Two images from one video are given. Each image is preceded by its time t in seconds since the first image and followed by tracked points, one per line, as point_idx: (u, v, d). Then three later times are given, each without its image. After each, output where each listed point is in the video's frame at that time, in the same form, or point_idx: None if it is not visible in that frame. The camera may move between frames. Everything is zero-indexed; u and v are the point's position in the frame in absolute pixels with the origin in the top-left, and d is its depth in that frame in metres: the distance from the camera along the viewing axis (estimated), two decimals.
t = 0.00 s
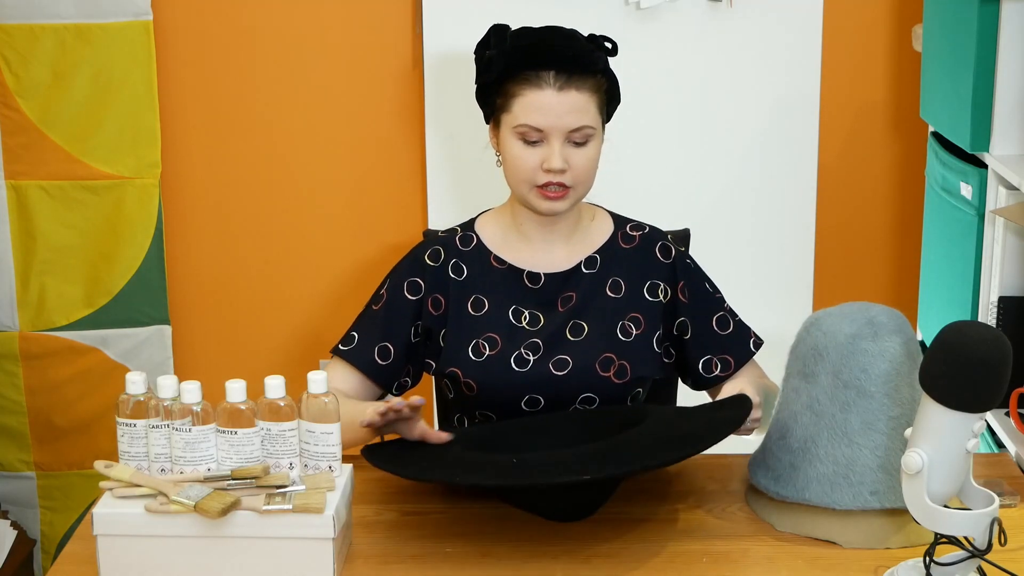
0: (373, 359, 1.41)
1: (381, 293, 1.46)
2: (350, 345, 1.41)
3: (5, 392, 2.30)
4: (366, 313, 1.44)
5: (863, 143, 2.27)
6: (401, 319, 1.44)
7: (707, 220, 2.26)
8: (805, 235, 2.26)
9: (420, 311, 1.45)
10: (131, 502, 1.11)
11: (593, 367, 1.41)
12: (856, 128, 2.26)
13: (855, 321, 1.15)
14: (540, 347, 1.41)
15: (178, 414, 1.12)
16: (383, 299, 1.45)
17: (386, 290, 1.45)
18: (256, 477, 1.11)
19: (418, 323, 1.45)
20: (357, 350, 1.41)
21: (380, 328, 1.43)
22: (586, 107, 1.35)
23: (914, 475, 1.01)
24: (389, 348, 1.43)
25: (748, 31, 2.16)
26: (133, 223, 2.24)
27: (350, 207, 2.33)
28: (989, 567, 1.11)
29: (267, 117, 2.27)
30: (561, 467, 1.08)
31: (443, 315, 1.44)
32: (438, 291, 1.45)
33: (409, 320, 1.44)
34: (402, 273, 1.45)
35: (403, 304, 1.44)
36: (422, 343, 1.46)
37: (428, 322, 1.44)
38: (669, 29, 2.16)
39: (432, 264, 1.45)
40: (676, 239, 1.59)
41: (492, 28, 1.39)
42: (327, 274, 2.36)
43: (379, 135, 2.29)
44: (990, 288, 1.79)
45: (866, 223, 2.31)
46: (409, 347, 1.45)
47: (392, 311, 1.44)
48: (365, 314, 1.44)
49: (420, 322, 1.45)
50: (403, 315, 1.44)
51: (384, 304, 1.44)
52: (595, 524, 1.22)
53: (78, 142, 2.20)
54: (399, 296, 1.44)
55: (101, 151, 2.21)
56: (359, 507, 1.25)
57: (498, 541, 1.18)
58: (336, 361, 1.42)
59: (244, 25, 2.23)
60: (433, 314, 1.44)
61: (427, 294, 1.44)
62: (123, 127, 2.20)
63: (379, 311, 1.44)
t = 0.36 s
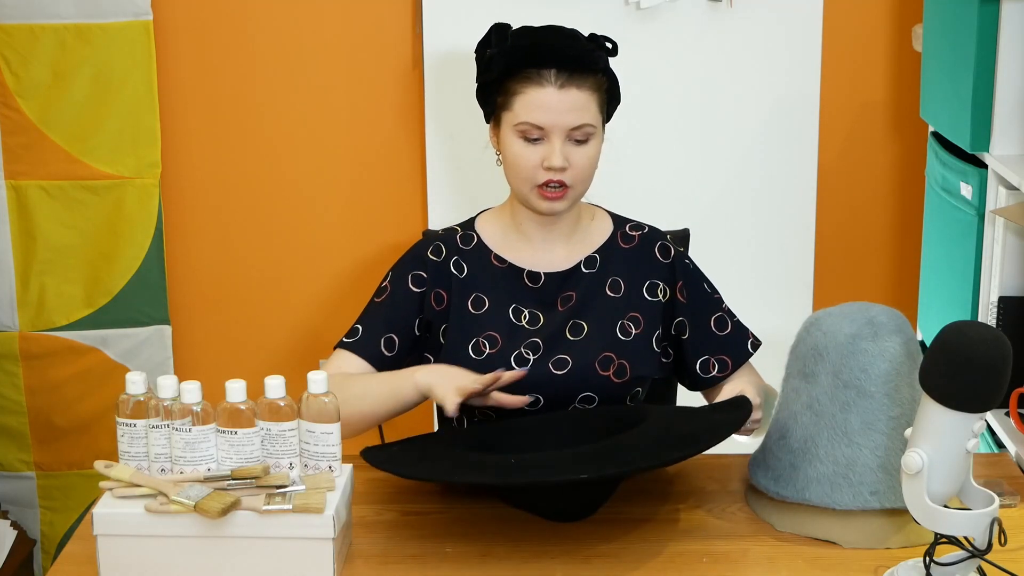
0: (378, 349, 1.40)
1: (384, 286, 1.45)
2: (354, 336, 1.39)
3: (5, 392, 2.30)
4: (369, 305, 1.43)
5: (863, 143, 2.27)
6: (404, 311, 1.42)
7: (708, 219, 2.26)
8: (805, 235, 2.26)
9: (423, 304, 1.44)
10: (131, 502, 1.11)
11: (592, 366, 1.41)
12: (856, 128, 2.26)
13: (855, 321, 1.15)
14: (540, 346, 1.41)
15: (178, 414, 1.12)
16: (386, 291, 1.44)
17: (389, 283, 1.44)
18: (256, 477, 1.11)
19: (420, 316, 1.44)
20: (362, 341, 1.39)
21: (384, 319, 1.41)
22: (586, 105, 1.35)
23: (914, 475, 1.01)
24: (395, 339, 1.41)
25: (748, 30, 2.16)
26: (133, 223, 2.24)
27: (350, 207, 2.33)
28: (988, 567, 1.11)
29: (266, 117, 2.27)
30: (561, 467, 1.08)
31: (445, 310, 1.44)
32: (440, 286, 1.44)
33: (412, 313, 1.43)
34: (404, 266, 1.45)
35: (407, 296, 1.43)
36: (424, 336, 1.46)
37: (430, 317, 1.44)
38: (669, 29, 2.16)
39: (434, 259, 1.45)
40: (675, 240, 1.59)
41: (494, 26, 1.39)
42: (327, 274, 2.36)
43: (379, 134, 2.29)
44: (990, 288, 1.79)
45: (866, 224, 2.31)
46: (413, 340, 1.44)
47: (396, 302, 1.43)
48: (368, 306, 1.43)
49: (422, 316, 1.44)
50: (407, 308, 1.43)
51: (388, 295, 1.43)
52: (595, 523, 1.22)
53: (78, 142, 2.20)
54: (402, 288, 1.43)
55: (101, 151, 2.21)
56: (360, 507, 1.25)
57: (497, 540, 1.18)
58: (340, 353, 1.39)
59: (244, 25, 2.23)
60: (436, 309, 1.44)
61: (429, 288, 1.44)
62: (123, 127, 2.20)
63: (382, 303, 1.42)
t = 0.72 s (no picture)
0: (401, 338, 1.39)
1: (400, 276, 1.44)
2: (375, 324, 1.38)
3: (5, 392, 2.30)
4: (386, 294, 1.42)
5: (863, 143, 2.27)
6: (423, 304, 1.42)
7: (707, 219, 2.26)
8: (805, 235, 2.26)
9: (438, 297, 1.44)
10: (131, 502, 1.11)
11: (602, 369, 1.41)
12: (856, 128, 2.26)
13: (855, 321, 1.15)
14: (550, 348, 1.41)
15: (178, 414, 1.12)
16: (404, 281, 1.43)
17: (407, 272, 1.44)
18: (256, 477, 1.11)
19: (436, 310, 1.44)
20: (386, 328, 1.38)
21: (406, 308, 1.41)
22: (581, 94, 1.36)
23: (914, 476, 1.01)
24: (416, 327, 1.41)
25: (748, 30, 2.16)
26: (133, 223, 2.24)
27: (350, 207, 2.33)
28: (989, 567, 1.11)
29: (266, 117, 2.27)
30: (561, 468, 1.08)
31: (459, 307, 1.44)
32: (453, 283, 1.44)
33: (430, 305, 1.43)
34: (420, 259, 1.45)
35: (424, 288, 1.43)
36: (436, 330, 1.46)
37: (444, 312, 1.44)
38: (669, 28, 2.16)
39: (446, 257, 1.45)
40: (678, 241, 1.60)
41: (493, 27, 1.40)
42: (328, 273, 2.36)
43: (379, 134, 2.29)
44: (990, 288, 1.79)
45: (866, 223, 2.31)
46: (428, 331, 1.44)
47: (415, 293, 1.42)
48: (385, 295, 1.42)
49: (437, 310, 1.44)
50: (424, 301, 1.43)
51: (407, 285, 1.42)
52: (594, 523, 1.22)
53: (78, 142, 2.20)
54: (421, 280, 1.43)
55: (101, 151, 2.21)
56: (360, 507, 1.25)
57: (498, 541, 1.18)
58: (357, 336, 1.37)
59: (244, 25, 2.22)
60: (450, 304, 1.44)
61: (444, 282, 1.44)
62: (123, 127, 2.20)
63: (402, 292, 1.42)
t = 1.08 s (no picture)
0: (410, 336, 1.39)
1: (412, 274, 1.44)
2: (385, 321, 1.38)
3: (5, 392, 2.30)
4: (397, 291, 1.42)
5: (863, 143, 2.27)
6: (434, 303, 1.42)
7: (707, 219, 2.26)
8: (805, 235, 2.26)
9: (449, 297, 1.44)
10: (131, 502, 1.11)
11: (612, 372, 1.41)
12: (856, 128, 2.26)
13: (855, 321, 1.15)
14: (560, 350, 1.41)
15: (178, 414, 1.12)
16: (415, 279, 1.43)
17: (418, 271, 1.43)
18: (256, 477, 1.11)
19: (446, 309, 1.44)
20: (397, 327, 1.38)
21: (416, 306, 1.41)
22: (588, 96, 1.35)
23: (914, 476, 1.01)
24: (425, 327, 1.41)
25: (748, 30, 2.16)
26: (133, 223, 2.24)
27: (350, 207, 2.33)
28: (989, 566, 1.11)
29: (266, 117, 2.27)
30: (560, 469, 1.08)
31: (470, 307, 1.44)
32: (465, 283, 1.44)
33: (440, 304, 1.43)
34: (432, 257, 1.45)
35: (435, 287, 1.43)
36: (445, 329, 1.46)
37: (455, 311, 1.44)
38: (669, 28, 2.15)
39: (458, 257, 1.45)
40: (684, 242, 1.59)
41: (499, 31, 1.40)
42: (328, 273, 2.36)
43: (379, 134, 2.29)
44: (990, 288, 1.79)
45: (866, 223, 2.31)
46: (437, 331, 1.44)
47: (426, 291, 1.42)
48: (396, 292, 1.42)
49: (447, 309, 1.44)
50: (435, 300, 1.42)
51: (419, 284, 1.42)
52: (594, 523, 1.22)
53: (78, 142, 2.20)
54: (432, 278, 1.43)
55: (101, 151, 2.21)
56: (360, 507, 1.25)
57: (498, 541, 1.18)
58: (363, 333, 1.37)
59: (244, 25, 2.22)
60: (461, 304, 1.44)
61: (455, 281, 1.44)
62: (123, 127, 2.20)
63: (414, 290, 1.42)
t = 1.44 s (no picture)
0: (412, 337, 1.39)
1: (412, 275, 1.44)
2: (386, 323, 1.38)
3: (5, 392, 2.30)
4: (397, 293, 1.42)
5: (862, 143, 2.27)
6: (435, 303, 1.42)
7: (708, 219, 2.26)
8: (805, 235, 2.27)
9: (449, 298, 1.44)
10: (131, 502, 1.11)
11: (613, 374, 1.41)
12: (856, 128, 2.26)
13: (855, 321, 1.15)
14: (561, 352, 1.41)
15: (178, 414, 1.12)
16: (416, 281, 1.43)
17: (419, 272, 1.44)
18: (256, 477, 1.11)
19: (447, 310, 1.44)
20: (397, 327, 1.38)
21: (417, 307, 1.41)
22: (588, 92, 1.35)
23: (914, 476, 1.01)
24: (426, 327, 1.41)
25: (748, 30, 2.16)
26: (133, 223, 2.24)
27: (350, 207, 2.33)
28: (989, 567, 1.11)
29: (266, 118, 2.27)
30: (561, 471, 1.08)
31: (471, 308, 1.44)
32: (465, 283, 1.44)
33: (441, 305, 1.43)
34: (432, 258, 1.45)
35: (436, 288, 1.43)
36: (447, 330, 1.46)
37: (455, 312, 1.44)
38: (669, 28, 2.15)
39: (459, 258, 1.45)
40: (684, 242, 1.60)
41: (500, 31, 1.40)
42: (328, 273, 2.36)
43: (379, 134, 2.29)
44: (990, 288, 1.79)
45: (866, 223, 2.31)
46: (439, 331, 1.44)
47: (428, 293, 1.42)
48: (397, 294, 1.42)
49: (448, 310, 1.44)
50: (435, 300, 1.43)
51: (419, 285, 1.42)
52: (594, 523, 1.22)
53: (78, 142, 2.20)
54: (433, 279, 1.43)
55: (101, 151, 2.21)
56: (360, 507, 1.25)
57: (498, 541, 1.18)
58: (366, 335, 1.37)
59: (244, 25, 2.22)
60: (461, 305, 1.44)
61: (456, 282, 1.44)
62: (123, 127, 2.20)
63: (414, 292, 1.42)
